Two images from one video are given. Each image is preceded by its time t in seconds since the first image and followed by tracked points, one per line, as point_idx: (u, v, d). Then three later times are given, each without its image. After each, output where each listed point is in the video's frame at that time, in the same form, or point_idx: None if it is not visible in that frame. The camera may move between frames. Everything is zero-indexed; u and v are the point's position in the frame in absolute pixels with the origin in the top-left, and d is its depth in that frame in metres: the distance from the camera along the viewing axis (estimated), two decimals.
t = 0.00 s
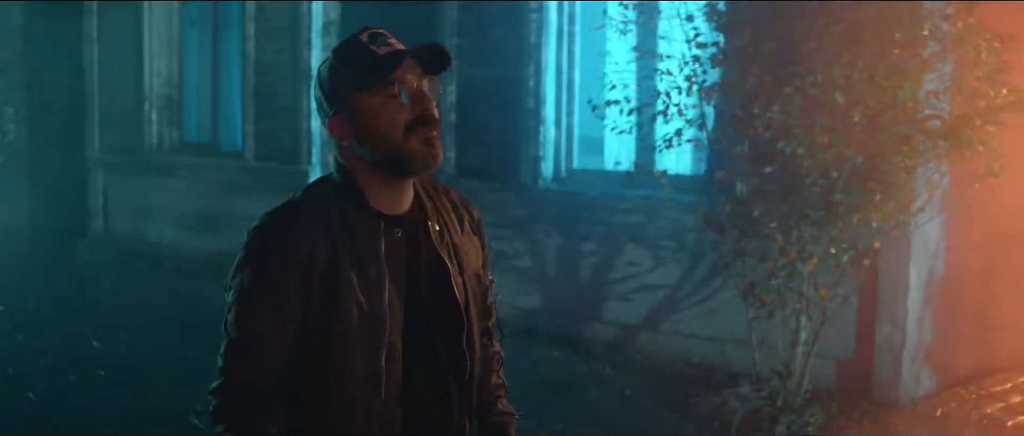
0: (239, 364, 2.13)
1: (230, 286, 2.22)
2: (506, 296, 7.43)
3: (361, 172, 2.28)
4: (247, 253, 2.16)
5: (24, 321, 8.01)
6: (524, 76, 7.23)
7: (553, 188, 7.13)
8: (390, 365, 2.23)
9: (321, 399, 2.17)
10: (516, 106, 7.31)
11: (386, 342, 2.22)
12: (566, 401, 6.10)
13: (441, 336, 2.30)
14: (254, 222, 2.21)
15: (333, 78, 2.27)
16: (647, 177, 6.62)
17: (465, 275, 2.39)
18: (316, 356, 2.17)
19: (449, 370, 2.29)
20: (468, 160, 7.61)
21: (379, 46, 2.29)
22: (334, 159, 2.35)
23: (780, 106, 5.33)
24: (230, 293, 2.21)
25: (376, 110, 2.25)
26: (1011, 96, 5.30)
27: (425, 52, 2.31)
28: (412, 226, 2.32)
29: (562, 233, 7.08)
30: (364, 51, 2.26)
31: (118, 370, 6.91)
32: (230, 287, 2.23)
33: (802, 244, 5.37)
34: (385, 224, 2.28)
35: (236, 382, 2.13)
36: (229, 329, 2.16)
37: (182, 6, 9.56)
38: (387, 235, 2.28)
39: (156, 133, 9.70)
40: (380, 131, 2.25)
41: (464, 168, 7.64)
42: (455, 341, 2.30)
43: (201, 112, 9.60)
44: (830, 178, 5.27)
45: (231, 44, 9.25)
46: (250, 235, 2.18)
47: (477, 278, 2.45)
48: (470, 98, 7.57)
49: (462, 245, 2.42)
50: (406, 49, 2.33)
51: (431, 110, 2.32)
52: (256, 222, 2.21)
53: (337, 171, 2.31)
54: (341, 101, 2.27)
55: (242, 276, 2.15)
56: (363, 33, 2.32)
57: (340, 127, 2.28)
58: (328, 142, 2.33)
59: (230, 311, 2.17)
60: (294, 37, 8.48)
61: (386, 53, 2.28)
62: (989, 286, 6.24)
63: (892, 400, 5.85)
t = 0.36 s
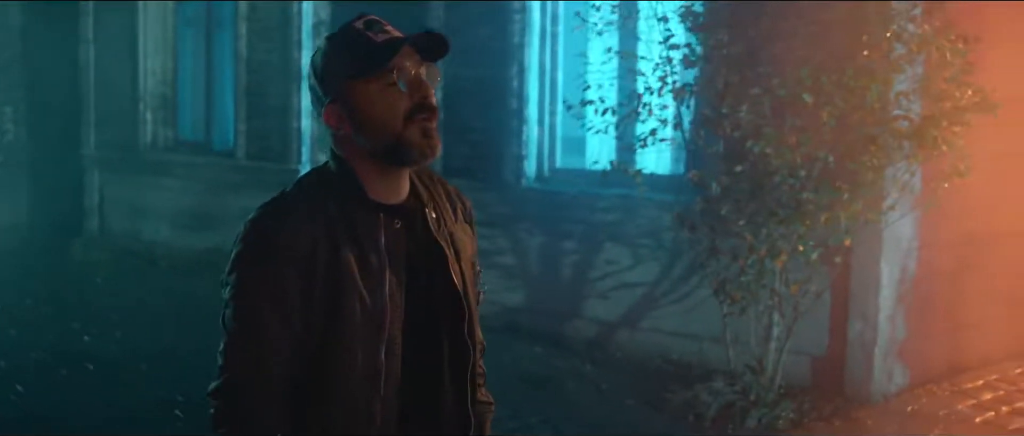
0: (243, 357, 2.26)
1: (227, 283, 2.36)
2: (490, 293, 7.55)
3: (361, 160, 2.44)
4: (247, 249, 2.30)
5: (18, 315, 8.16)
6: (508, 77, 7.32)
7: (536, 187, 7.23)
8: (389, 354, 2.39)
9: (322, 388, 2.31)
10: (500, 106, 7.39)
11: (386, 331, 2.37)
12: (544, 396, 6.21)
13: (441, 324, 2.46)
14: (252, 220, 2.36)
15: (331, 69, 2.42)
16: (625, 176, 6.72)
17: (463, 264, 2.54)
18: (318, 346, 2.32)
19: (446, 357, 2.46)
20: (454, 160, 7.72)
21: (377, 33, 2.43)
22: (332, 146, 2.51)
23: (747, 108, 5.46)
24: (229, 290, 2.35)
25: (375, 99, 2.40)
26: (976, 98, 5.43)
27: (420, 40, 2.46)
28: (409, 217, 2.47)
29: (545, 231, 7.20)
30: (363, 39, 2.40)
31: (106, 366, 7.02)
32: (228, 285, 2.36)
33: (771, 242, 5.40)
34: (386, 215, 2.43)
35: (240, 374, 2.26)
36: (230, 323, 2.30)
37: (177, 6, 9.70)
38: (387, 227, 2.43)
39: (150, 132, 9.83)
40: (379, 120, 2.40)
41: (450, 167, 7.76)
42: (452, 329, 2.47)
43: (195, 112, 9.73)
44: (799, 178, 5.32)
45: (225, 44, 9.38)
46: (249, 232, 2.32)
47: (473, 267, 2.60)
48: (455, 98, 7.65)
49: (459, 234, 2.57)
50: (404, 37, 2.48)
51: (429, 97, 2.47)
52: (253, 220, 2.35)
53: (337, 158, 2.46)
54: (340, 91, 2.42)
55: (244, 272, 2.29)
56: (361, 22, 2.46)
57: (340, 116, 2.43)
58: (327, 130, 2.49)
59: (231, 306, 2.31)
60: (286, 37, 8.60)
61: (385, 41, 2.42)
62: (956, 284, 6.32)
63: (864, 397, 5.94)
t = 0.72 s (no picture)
0: (246, 353, 2.30)
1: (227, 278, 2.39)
2: (474, 292, 7.68)
3: (361, 158, 2.52)
4: (248, 245, 2.34)
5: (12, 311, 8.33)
6: (490, 79, 7.45)
7: (516, 188, 7.36)
8: (387, 353, 2.47)
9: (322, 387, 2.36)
10: (483, 107, 7.54)
11: (384, 329, 2.45)
12: (520, 391, 6.33)
13: (437, 322, 2.60)
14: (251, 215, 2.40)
15: (333, 67, 2.51)
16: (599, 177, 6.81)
17: (456, 265, 2.68)
18: (318, 344, 2.36)
19: (442, 355, 2.61)
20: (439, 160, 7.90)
21: (380, 33, 2.52)
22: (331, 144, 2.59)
23: (713, 109, 5.56)
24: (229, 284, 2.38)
25: (376, 98, 2.49)
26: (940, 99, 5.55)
27: (422, 39, 2.55)
28: (405, 216, 2.59)
29: (526, 231, 7.32)
30: (365, 39, 2.49)
31: (94, 362, 7.19)
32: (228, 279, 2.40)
33: (740, 241, 5.49)
34: (384, 213, 2.52)
35: (244, 370, 2.29)
36: (232, 318, 2.34)
37: (170, 9, 9.86)
38: (387, 224, 2.53)
39: (143, 134, 9.98)
40: (380, 119, 2.49)
41: (435, 167, 7.93)
42: (444, 328, 2.61)
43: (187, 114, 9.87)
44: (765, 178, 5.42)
45: (216, 46, 9.52)
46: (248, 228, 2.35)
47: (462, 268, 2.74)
48: (441, 98, 7.85)
49: (451, 235, 2.70)
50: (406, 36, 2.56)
51: (431, 96, 2.55)
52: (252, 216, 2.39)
53: (335, 156, 2.54)
54: (342, 90, 2.50)
55: (246, 267, 2.33)
56: (363, 22, 2.55)
57: (340, 114, 2.52)
58: (326, 129, 2.57)
59: (233, 301, 2.34)
60: (274, 39, 8.76)
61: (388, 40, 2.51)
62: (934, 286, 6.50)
63: (835, 394, 6.02)
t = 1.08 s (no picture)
0: (257, 355, 2.31)
1: (241, 279, 2.40)
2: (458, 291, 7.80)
3: (374, 170, 2.50)
4: (262, 247, 2.34)
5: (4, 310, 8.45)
6: (474, 83, 7.60)
7: (499, 189, 7.47)
8: (396, 361, 2.47)
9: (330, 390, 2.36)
10: (468, 110, 7.69)
11: (394, 337, 2.44)
12: (499, 388, 6.44)
13: (446, 331, 2.58)
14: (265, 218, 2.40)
15: (351, 80, 2.51)
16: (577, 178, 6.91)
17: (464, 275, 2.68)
18: (328, 350, 2.36)
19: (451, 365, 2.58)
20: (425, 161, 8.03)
21: (395, 46, 2.52)
22: (345, 155, 2.58)
23: (684, 110, 5.63)
24: (242, 285, 2.40)
25: (391, 110, 2.48)
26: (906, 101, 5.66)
27: (439, 53, 2.54)
28: (417, 226, 2.57)
29: (508, 231, 7.44)
30: (382, 51, 2.48)
31: (84, 359, 7.34)
32: (241, 280, 2.41)
33: (710, 240, 5.62)
34: (397, 221, 2.51)
35: (254, 371, 2.32)
36: (244, 319, 2.35)
37: (162, 13, 10.00)
38: (399, 232, 2.50)
39: (136, 136, 10.08)
40: (395, 132, 2.48)
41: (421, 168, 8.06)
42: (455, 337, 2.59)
43: (180, 117, 10.00)
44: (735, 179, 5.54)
45: (208, 49, 9.67)
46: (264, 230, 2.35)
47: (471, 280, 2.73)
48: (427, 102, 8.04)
49: (459, 247, 2.69)
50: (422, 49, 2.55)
51: (445, 110, 2.54)
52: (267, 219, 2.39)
53: (348, 166, 2.53)
54: (359, 101, 2.50)
55: (258, 270, 2.33)
56: (380, 33, 2.54)
57: (355, 125, 2.51)
58: (340, 140, 2.56)
59: (245, 303, 2.35)
60: (263, 44, 8.93)
61: (403, 53, 2.50)
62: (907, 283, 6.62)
63: (809, 391, 6.13)
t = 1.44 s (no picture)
0: (270, 343, 2.25)
1: (258, 268, 2.35)
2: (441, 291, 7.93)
3: (393, 171, 2.46)
4: (279, 235, 2.29)
5: None
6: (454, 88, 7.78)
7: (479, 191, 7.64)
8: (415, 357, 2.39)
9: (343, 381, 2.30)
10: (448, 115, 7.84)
11: (412, 332, 2.37)
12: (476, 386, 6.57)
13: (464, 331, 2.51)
14: (285, 208, 2.35)
15: (366, 80, 2.47)
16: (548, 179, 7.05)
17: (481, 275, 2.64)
18: (344, 341, 2.30)
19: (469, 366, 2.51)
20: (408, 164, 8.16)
21: (410, 48, 2.48)
22: (364, 157, 2.54)
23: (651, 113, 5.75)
24: (258, 275, 2.34)
25: (407, 111, 2.45)
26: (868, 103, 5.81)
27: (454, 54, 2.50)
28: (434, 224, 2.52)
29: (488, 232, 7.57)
30: (396, 52, 2.45)
31: (70, 359, 7.46)
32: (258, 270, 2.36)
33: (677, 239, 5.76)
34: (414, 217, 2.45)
35: (266, 359, 2.25)
36: (259, 307, 2.30)
37: (152, 18, 10.15)
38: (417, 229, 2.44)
39: (126, 140, 10.22)
40: (410, 132, 2.44)
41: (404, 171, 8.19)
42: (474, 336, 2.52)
43: (170, 120, 10.19)
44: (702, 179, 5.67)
45: (197, 53, 9.86)
46: (281, 219, 2.30)
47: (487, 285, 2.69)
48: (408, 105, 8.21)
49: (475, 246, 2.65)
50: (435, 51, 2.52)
51: (462, 111, 2.50)
52: (285, 209, 2.34)
53: (367, 167, 2.49)
54: (374, 103, 2.47)
55: (276, 258, 2.28)
56: (395, 35, 2.51)
57: (373, 127, 2.48)
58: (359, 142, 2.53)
59: (261, 291, 2.30)
60: (247, 49, 9.03)
61: (418, 55, 2.47)
62: (876, 282, 6.78)
63: (779, 387, 6.26)
